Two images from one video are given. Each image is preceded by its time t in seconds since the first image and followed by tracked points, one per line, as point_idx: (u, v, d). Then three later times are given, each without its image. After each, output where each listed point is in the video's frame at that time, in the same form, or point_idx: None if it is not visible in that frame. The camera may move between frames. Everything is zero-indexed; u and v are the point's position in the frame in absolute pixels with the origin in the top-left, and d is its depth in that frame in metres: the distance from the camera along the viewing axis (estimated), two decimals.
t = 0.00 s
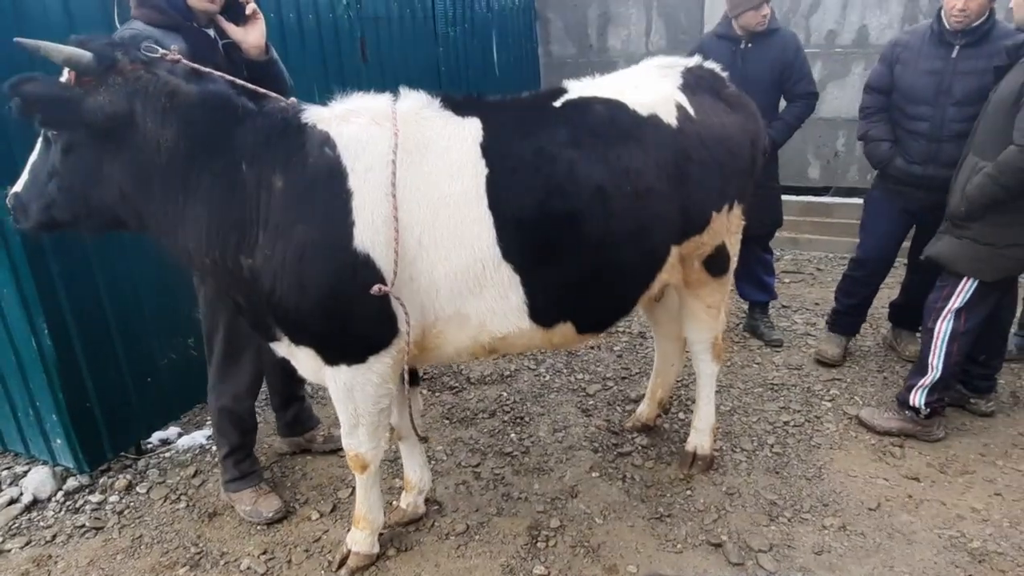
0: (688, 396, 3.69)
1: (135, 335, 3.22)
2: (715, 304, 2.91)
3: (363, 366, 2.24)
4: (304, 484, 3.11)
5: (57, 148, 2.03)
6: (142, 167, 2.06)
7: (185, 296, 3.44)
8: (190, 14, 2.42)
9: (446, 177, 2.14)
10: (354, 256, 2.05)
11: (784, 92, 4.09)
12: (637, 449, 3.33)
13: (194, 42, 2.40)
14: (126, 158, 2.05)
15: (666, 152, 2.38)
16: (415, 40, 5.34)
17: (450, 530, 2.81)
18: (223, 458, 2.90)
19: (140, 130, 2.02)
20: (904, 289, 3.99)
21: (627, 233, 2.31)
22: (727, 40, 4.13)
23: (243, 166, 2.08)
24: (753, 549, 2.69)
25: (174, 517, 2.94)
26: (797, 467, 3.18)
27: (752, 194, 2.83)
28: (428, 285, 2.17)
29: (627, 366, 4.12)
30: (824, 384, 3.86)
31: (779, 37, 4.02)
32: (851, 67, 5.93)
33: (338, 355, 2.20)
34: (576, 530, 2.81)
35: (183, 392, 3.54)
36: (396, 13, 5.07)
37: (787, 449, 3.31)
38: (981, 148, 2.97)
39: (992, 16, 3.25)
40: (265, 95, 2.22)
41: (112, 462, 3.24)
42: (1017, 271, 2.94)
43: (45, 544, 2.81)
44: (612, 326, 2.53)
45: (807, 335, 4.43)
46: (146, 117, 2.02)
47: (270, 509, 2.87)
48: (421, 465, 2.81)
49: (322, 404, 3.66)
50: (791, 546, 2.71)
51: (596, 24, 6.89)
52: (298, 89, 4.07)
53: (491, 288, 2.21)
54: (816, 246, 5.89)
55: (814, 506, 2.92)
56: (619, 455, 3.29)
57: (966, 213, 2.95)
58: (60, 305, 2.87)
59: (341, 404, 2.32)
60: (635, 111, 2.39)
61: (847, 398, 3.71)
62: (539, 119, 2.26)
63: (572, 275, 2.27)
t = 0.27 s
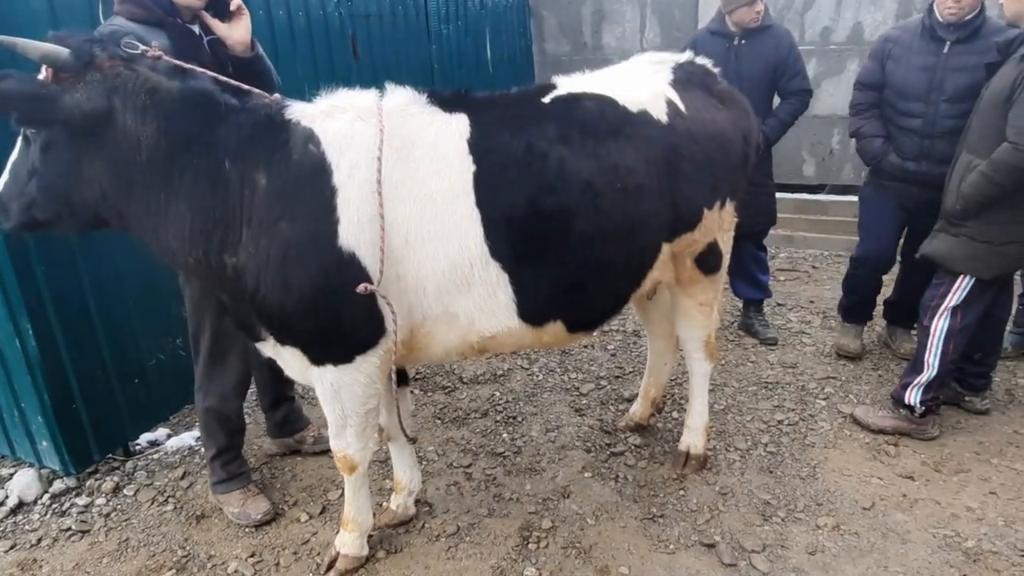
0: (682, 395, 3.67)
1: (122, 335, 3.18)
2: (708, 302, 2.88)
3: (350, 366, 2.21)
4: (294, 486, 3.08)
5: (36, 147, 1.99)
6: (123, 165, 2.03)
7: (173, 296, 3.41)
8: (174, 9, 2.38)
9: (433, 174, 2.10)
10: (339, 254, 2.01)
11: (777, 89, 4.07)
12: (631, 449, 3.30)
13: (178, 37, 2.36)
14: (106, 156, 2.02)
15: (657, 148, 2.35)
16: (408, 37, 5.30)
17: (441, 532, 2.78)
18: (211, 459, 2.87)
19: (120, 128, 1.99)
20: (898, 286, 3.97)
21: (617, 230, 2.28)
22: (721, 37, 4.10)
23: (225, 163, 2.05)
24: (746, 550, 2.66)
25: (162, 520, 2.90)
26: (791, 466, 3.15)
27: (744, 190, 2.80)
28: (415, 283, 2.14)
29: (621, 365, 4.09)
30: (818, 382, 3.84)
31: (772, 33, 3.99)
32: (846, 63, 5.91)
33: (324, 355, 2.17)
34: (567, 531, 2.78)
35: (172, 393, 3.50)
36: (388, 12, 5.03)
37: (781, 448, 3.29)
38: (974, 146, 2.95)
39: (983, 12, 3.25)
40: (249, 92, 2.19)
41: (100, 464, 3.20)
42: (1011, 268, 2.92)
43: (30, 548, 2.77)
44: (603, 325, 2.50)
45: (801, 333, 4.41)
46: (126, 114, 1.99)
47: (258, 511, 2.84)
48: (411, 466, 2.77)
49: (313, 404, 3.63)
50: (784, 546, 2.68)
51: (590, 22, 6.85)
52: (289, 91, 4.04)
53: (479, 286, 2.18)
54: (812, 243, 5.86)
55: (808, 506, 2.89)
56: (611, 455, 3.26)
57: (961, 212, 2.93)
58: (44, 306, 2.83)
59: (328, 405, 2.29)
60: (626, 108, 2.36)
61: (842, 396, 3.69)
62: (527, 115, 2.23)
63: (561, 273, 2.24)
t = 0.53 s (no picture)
0: (678, 397, 3.66)
1: (115, 339, 3.17)
2: (704, 304, 2.87)
3: (343, 370, 2.20)
4: (289, 489, 3.07)
5: (26, 150, 1.98)
6: (113, 168, 2.02)
7: (166, 299, 3.39)
8: (166, 11, 2.37)
9: (426, 177, 2.09)
10: (331, 258, 2.00)
11: (773, 91, 4.06)
12: (627, 451, 3.29)
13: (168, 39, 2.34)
14: (96, 159, 2.01)
15: (651, 150, 2.34)
16: (403, 37, 5.28)
17: (436, 536, 2.76)
18: (204, 464, 2.85)
19: (109, 131, 1.98)
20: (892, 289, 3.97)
21: (612, 233, 2.27)
22: (717, 38, 4.09)
23: (216, 166, 2.04)
24: (742, 553, 2.65)
25: (155, 524, 2.89)
26: (787, 469, 3.14)
27: (739, 192, 2.79)
28: (408, 287, 2.13)
29: (618, 367, 4.08)
30: (815, 383, 3.83)
31: (768, 34, 3.98)
32: (842, 64, 5.91)
33: (317, 359, 2.16)
34: (563, 534, 2.76)
35: (166, 396, 3.48)
36: (383, 12, 5.01)
37: (777, 450, 3.28)
38: (971, 147, 2.94)
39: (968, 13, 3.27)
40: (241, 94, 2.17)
41: (93, 467, 3.19)
42: (1007, 270, 2.91)
43: (23, 553, 2.76)
44: (599, 328, 2.49)
45: (798, 334, 4.40)
46: (116, 117, 1.98)
47: (252, 515, 2.83)
48: (406, 470, 2.76)
49: (308, 407, 3.61)
50: (780, 549, 2.67)
51: (587, 22, 6.85)
52: (284, 94, 4.02)
53: (473, 289, 2.17)
54: (809, 244, 5.85)
55: (804, 508, 2.89)
56: (608, 457, 3.25)
57: (958, 213, 2.93)
58: (36, 309, 2.82)
59: (322, 410, 2.28)
60: (620, 110, 2.34)
61: (838, 397, 3.68)
62: (521, 117, 2.22)
63: (556, 276, 2.23)
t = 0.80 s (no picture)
0: (676, 397, 3.66)
1: (111, 340, 3.16)
2: (701, 304, 2.87)
3: (340, 371, 2.19)
4: (286, 490, 3.06)
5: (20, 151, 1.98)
6: (108, 169, 2.01)
7: (162, 300, 3.38)
8: (162, 10, 2.36)
9: (423, 177, 2.08)
10: (327, 259, 1.99)
11: (771, 90, 4.06)
12: (625, 451, 3.29)
13: (162, 40, 2.33)
14: (91, 160, 2.00)
15: (649, 150, 2.34)
16: (401, 37, 5.27)
17: (434, 537, 2.75)
18: (201, 465, 2.85)
19: (104, 131, 1.97)
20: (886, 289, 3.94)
21: (609, 234, 2.27)
22: (714, 37, 4.07)
23: (211, 167, 2.03)
24: (740, 553, 2.65)
25: (152, 526, 2.88)
26: (785, 469, 3.14)
27: (736, 192, 2.79)
28: (405, 288, 2.12)
29: (616, 367, 4.08)
30: (813, 383, 3.83)
31: (765, 34, 3.98)
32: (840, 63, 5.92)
33: (313, 361, 2.15)
34: (561, 535, 2.76)
35: (163, 397, 3.47)
36: (381, 11, 4.99)
37: (775, 450, 3.28)
38: (974, 144, 2.93)
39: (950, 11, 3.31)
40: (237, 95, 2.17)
41: (90, 469, 3.18)
42: (1005, 269, 2.91)
43: (19, 555, 2.75)
44: (597, 329, 2.49)
45: (796, 334, 4.41)
46: (110, 117, 1.97)
47: (249, 517, 2.82)
48: (403, 471, 2.75)
49: (305, 408, 3.61)
50: (778, 550, 2.67)
51: (585, 22, 6.84)
52: (282, 96, 4.02)
53: (470, 290, 2.16)
54: (807, 243, 5.86)
55: (802, 508, 2.88)
56: (606, 457, 3.25)
57: (962, 210, 2.91)
58: (32, 311, 2.81)
59: (319, 411, 2.27)
60: (617, 110, 2.34)
61: (836, 397, 3.68)
62: (519, 117, 2.21)
63: (553, 277, 2.22)
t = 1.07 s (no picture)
0: (673, 398, 3.66)
1: (108, 342, 3.16)
2: (698, 306, 2.87)
3: (336, 373, 2.19)
4: (283, 492, 3.06)
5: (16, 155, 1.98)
6: (103, 173, 2.02)
7: (159, 302, 3.38)
8: (158, 13, 2.34)
9: (418, 180, 2.08)
10: (322, 262, 1.99)
11: (768, 91, 4.07)
12: (622, 453, 3.29)
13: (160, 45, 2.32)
14: (86, 163, 2.00)
15: (644, 152, 2.34)
16: (399, 38, 5.26)
17: (431, 539, 2.75)
18: (198, 467, 2.84)
19: (98, 135, 1.98)
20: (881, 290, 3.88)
21: (605, 236, 2.27)
22: (711, 39, 4.07)
23: (206, 170, 2.03)
24: (737, 555, 2.65)
25: (149, 528, 2.88)
26: (782, 470, 3.14)
27: (732, 194, 2.79)
28: (400, 290, 2.12)
29: (613, 368, 4.08)
30: (810, 384, 3.83)
31: (762, 35, 3.98)
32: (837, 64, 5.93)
33: (310, 363, 2.15)
34: (558, 537, 2.76)
35: (160, 399, 3.47)
36: (379, 12, 4.99)
37: (773, 451, 3.28)
38: (974, 143, 2.92)
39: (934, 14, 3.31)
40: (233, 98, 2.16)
41: (87, 471, 3.18)
42: (995, 266, 2.94)
43: (15, 558, 2.75)
44: (593, 331, 2.49)
45: (793, 335, 4.41)
46: (104, 121, 1.97)
47: (246, 519, 2.82)
48: (400, 473, 2.75)
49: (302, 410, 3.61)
50: (775, 551, 2.67)
51: (583, 22, 6.85)
52: (279, 100, 4.02)
53: (466, 293, 2.16)
54: (805, 243, 5.87)
55: (799, 509, 2.89)
56: (603, 459, 3.25)
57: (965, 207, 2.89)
58: (29, 313, 2.81)
59: (315, 414, 2.27)
60: (613, 112, 2.34)
61: (834, 398, 3.69)
62: (515, 119, 2.21)
63: (549, 279, 2.23)
